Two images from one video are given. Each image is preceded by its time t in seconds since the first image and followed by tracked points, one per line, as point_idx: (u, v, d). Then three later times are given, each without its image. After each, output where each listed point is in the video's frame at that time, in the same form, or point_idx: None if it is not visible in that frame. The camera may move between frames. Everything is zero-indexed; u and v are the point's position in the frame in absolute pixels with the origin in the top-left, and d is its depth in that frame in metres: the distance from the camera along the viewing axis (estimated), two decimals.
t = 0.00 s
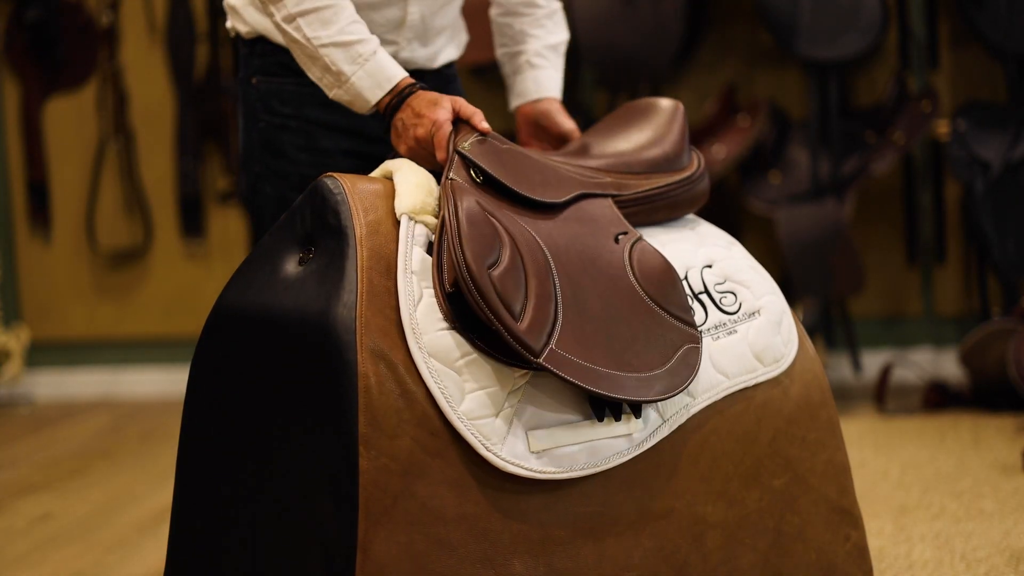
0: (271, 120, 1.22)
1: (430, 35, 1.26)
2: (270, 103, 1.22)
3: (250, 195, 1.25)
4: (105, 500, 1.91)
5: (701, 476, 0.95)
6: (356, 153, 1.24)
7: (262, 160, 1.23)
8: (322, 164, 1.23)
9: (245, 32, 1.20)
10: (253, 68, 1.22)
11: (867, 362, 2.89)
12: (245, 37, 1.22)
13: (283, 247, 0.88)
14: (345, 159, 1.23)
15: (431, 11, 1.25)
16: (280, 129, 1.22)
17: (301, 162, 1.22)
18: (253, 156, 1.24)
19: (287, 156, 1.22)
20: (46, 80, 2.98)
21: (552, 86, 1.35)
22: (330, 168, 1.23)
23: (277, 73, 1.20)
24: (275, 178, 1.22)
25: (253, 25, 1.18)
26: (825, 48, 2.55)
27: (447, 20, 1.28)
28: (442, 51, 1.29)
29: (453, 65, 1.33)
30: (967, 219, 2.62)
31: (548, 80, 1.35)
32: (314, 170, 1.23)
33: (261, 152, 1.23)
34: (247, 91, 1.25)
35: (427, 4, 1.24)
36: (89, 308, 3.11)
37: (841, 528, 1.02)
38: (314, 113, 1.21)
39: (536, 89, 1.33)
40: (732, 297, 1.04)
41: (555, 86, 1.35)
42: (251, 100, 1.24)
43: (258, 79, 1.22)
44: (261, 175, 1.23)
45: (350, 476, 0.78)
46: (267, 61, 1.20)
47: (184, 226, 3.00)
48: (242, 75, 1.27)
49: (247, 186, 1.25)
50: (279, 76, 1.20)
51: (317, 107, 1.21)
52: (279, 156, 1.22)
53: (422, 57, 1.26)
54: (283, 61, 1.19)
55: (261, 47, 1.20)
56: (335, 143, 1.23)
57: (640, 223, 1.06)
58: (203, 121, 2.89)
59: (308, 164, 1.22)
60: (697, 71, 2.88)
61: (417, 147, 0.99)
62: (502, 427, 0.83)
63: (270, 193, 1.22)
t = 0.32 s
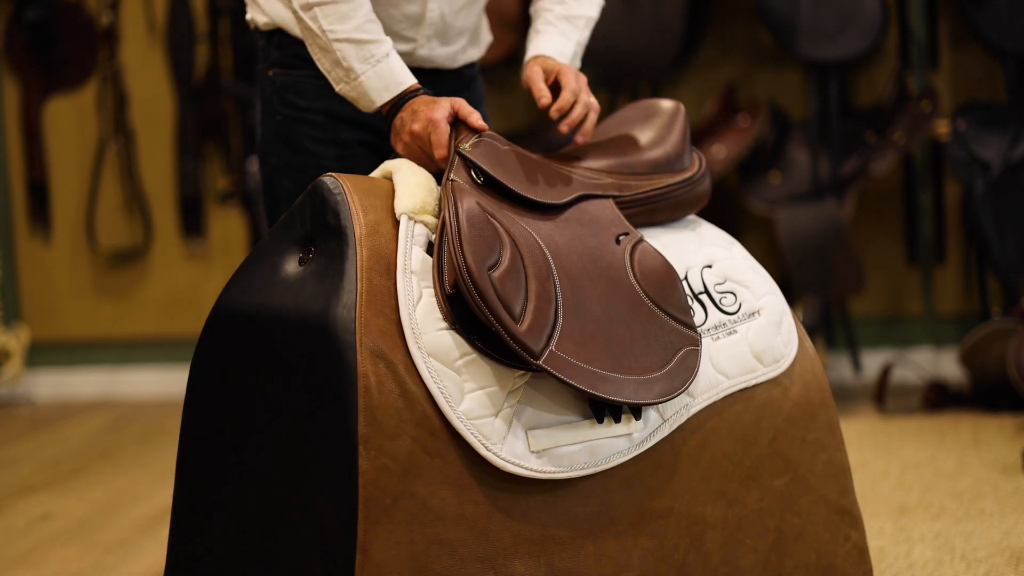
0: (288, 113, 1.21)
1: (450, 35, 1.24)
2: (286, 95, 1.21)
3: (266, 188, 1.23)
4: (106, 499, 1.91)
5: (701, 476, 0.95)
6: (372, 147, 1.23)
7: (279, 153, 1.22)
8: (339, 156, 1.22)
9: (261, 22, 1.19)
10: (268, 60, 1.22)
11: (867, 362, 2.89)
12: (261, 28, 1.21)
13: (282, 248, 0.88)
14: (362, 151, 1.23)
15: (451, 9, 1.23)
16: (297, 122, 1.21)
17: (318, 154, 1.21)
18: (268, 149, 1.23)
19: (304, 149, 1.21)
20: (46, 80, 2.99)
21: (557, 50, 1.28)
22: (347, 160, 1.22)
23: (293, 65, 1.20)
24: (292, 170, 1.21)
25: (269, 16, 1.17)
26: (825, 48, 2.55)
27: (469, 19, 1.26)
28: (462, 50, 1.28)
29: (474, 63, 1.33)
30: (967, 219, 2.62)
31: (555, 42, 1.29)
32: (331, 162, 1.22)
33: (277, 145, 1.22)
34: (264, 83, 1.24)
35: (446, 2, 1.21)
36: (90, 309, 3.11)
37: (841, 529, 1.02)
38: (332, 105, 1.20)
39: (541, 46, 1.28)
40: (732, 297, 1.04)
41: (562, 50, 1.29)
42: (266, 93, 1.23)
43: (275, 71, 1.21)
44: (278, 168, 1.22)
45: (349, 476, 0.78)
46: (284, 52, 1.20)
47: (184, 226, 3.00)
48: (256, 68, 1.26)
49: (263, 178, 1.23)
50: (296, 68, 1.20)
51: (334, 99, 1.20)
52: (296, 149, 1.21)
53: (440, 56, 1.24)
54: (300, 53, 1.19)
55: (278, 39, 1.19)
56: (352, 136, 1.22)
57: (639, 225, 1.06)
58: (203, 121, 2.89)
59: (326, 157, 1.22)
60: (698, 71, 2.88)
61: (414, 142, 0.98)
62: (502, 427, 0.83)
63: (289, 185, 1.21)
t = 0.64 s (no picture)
0: (282, 107, 1.21)
1: (449, 38, 1.23)
2: (279, 89, 1.21)
3: (263, 183, 1.23)
4: (106, 499, 1.91)
5: (701, 476, 0.95)
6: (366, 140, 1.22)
7: (274, 148, 1.22)
8: (331, 150, 1.21)
9: (259, 16, 1.20)
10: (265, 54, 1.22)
11: (867, 362, 2.89)
12: (260, 22, 1.22)
13: (282, 247, 0.88)
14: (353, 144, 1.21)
15: (452, 14, 1.21)
16: (291, 115, 1.20)
17: (312, 147, 1.20)
18: (264, 144, 1.23)
19: (298, 143, 1.20)
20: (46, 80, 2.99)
21: (560, 104, 1.13)
22: (339, 154, 1.21)
23: (287, 59, 1.20)
24: (286, 165, 1.21)
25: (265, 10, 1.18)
26: (825, 48, 2.55)
27: (474, 24, 1.25)
28: (463, 53, 1.27)
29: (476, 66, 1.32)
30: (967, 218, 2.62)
31: (557, 96, 1.13)
32: (323, 156, 1.21)
33: (272, 139, 1.22)
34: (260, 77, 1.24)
35: (446, 6, 1.20)
36: (90, 309, 3.11)
37: (841, 530, 1.02)
38: (324, 98, 1.19)
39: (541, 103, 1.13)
40: (732, 298, 1.04)
41: (566, 105, 1.14)
42: (263, 87, 1.23)
43: (270, 65, 1.21)
44: (273, 163, 1.22)
45: (349, 477, 0.78)
46: (278, 46, 1.20)
47: (184, 226, 3.00)
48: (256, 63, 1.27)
49: (259, 173, 1.24)
50: (290, 61, 1.19)
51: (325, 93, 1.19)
52: (290, 143, 1.21)
53: (436, 58, 1.24)
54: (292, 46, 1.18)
55: (274, 32, 1.20)
56: (345, 129, 1.20)
57: (639, 227, 1.07)
58: (203, 120, 2.89)
59: (318, 150, 1.21)
60: (697, 71, 2.88)
61: (415, 145, 0.99)
62: (501, 428, 0.83)
63: (282, 179, 1.21)
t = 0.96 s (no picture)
0: (269, 120, 1.20)
1: (444, 41, 1.23)
2: (267, 102, 1.19)
3: (243, 195, 1.22)
4: (106, 500, 1.91)
5: (701, 477, 0.95)
6: (356, 157, 1.23)
7: (258, 162, 1.20)
8: (320, 166, 1.21)
9: (243, 27, 1.18)
10: (248, 65, 1.20)
11: (867, 362, 2.89)
12: (243, 33, 1.19)
13: (282, 248, 0.88)
14: (344, 160, 1.22)
15: (449, 19, 1.21)
16: (279, 130, 1.19)
17: (301, 163, 1.20)
18: (246, 155, 1.21)
19: (286, 158, 1.20)
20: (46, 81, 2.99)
21: (564, 113, 1.14)
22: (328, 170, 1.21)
23: (276, 72, 1.18)
24: (273, 179, 1.20)
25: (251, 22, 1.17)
26: (825, 48, 2.55)
27: (466, 25, 1.25)
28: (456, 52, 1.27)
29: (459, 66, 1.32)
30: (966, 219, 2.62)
31: (560, 104, 1.14)
32: (312, 172, 1.21)
33: (256, 152, 1.20)
34: (242, 86, 1.22)
35: (444, 12, 1.20)
36: (90, 309, 3.11)
37: (841, 529, 1.02)
38: (316, 114, 1.19)
39: (545, 112, 1.13)
40: (732, 299, 1.04)
41: (568, 112, 1.15)
42: (245, 98, 1.21)
43: (256, 77, 1.19)
44: (256, 176, 1.20)
45: (350, 478, 0.78)
46: (267, 59, 1.18)
47: (184, 226, 2.99)
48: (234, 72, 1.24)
49: (240, 185, 1.22)
50: (280, 75, 1.18)
51: (318, 109, 1.19)
52: (278, 157, 1.20)
53: (431, 59, 1.24)
54: (283, 60, 1.17)
55: (260, 44, 1.18)
56: (335, 146, 1.21)
57: (641, 233, 1.07)
58: (202, 120, 2.89)
59: (307, 166, 1.21)
60: (697, 72, 2.88)
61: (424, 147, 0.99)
62: (502, 429, 0.83)
63: (267, 194, 1.20)
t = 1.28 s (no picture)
0: (255, 122, 1.18)
1: (423, 37, 1.23)
2: (253, 104, 1.18)
3: (234, 199, 1.21)
4: (106, 499, 1.91)
5: (702, 476, 0.95)
6: (348, 156, 1.22)
7: (247, 165, 1.19)
8: (311, 167, 1.20)
9: (225, 29, 1.17)
10: (233, 68, 1.19)
11: (867, 362, 2.89)
12: (224, 36, 1.19)
13: (282, 247, 0.88)
14: (334, 160, 1.21)
15: (426, 13, 1.21)
16: (266, 131, 1.18)
17: (290, 164, 1.19)
18: (234, 160, 1.20)
19: (274, 159, 1.18)
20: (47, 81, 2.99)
21: (559, 107, 1.15)
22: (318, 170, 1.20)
23: (261, 73, 1.17)
24: (262, 182, 1.18)
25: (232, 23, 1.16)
26: (825, 48, 2.55)
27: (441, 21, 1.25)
28: (434, 50, 1.27)
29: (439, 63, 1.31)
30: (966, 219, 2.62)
31: (554, 99, 1.15)
32: (302, 172, 1.20)
33: (244, 155, 1.19)
34: (227, 90, 1.21)
35: (422, 5, 1.20)
36: (90, 308, 3.11)
37: (841, 529, 1.02)
38: (304, 114, 1.18)
39: (542, 109, 1.14)
40: (732, 299, 1.04)
41: (562, 106, 1.16)
42: (230, 102, 1.20)
43: (241, 80, 1.18)
44: (245, 180, 1.19)
45: (350, 477, 0.78)
46: (250, 60, 1.17)
47: (184, 225, 2.99)
48: (216, 79, 1.23)
49: (230, 190, 1.21)
50: (265, 77, 1.17)
51: (306, 109, 1.18)
52: (266, 159, 1.18)
53: (411, 55, 1.23)
54: (268, 61, 1.16)
55: (243, 46, 1.17)
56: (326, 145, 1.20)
57: (641, 231, 1.07)
58: (202, 121, 2.89)
59: (296, 167, 1.19)
60: (697, 72, 2.87)
61: (421, 146, 0.99)
62: (501, 428, 0.83)
63: (256, 196, 1.18)
